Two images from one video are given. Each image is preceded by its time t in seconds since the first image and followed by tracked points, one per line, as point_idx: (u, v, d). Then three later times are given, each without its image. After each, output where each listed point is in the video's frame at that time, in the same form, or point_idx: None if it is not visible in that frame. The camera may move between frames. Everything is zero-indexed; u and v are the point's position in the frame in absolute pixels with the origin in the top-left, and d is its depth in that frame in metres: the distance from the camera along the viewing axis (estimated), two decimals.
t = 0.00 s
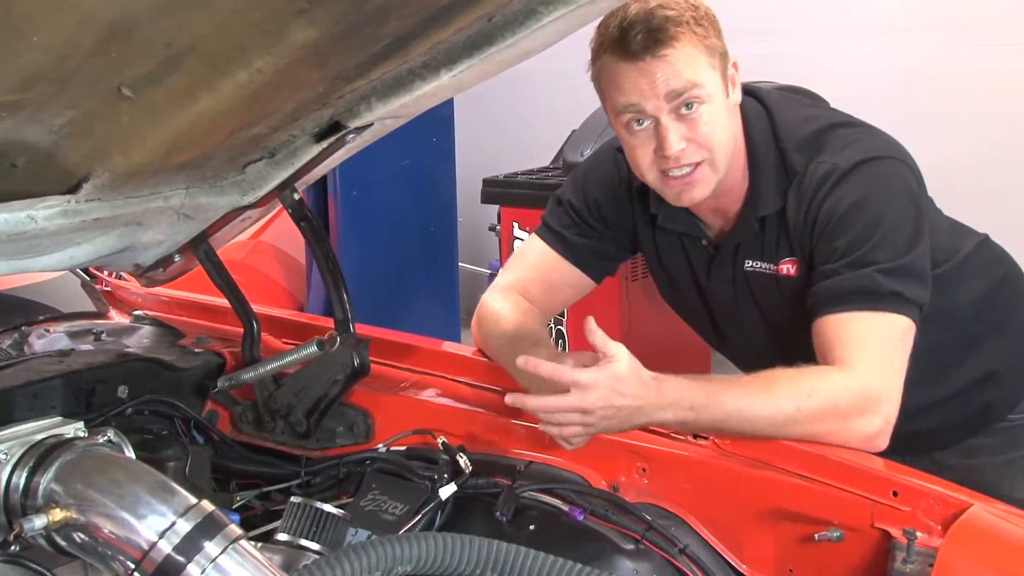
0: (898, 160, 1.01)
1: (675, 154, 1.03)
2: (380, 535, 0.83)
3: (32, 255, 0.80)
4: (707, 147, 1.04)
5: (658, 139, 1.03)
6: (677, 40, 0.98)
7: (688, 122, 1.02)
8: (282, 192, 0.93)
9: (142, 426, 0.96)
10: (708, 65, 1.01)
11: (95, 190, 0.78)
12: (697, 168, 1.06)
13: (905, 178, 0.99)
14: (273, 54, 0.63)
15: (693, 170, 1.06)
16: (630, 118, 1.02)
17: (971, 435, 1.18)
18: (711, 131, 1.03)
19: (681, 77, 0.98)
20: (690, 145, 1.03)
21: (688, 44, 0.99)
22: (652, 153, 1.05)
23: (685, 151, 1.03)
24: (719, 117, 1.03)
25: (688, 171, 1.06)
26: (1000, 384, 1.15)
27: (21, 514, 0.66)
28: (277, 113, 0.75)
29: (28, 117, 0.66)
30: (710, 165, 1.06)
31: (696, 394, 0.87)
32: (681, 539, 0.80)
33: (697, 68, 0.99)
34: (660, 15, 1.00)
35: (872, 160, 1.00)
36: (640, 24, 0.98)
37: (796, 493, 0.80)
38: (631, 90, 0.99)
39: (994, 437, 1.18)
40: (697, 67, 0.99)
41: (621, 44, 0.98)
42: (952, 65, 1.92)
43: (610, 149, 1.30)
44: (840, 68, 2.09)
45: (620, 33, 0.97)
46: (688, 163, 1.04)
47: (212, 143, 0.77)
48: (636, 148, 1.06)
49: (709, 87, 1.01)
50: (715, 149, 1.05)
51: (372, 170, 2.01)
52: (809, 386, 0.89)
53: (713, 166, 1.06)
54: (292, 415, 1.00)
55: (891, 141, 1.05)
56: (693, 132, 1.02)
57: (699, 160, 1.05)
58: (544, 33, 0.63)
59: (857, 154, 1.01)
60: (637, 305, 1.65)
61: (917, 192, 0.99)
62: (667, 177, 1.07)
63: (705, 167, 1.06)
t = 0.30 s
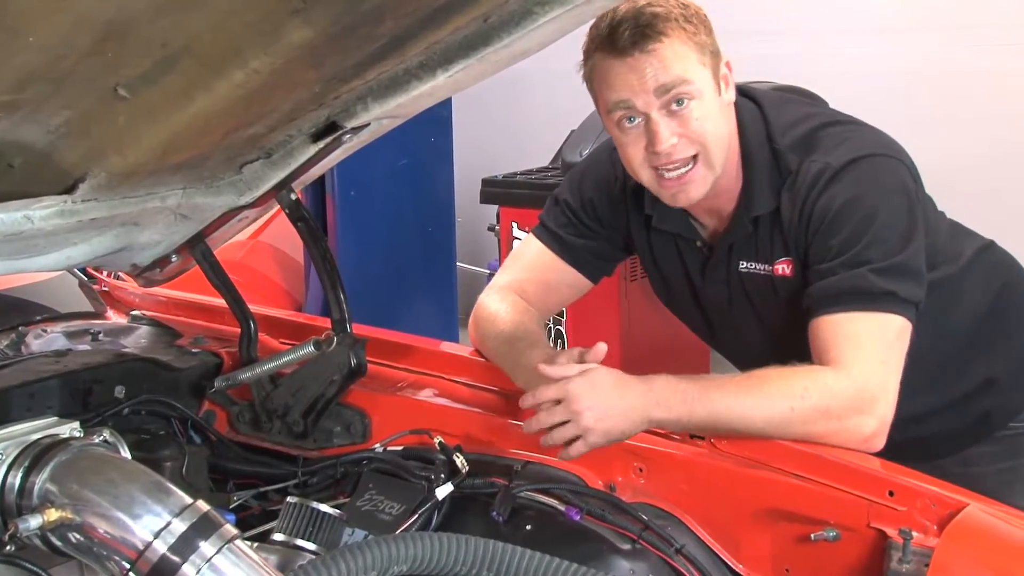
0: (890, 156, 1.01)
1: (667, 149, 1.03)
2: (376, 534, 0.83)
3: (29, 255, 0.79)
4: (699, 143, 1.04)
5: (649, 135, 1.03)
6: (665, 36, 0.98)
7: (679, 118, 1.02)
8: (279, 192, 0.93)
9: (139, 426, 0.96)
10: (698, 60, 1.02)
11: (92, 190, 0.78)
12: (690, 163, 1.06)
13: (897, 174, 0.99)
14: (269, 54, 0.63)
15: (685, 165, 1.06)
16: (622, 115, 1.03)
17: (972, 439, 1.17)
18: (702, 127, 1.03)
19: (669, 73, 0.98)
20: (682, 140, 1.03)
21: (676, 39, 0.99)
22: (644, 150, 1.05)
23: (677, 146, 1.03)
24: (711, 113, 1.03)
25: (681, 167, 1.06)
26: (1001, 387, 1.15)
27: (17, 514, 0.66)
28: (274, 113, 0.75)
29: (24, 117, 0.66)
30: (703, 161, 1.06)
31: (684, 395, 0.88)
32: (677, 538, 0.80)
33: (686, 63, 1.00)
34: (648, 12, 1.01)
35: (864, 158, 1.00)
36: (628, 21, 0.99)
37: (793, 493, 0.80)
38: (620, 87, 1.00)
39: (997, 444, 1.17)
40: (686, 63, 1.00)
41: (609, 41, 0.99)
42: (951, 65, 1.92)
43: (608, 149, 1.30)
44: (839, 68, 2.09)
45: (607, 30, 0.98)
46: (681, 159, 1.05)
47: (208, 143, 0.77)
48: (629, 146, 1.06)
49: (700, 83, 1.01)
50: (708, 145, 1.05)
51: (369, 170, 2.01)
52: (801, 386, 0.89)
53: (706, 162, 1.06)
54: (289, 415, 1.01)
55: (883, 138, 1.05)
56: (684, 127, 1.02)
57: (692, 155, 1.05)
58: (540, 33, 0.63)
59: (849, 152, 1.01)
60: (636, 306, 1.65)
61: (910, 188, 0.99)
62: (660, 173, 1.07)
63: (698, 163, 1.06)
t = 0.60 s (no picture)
0: (895, 156, 1.01)
1: (671, 137, 1.03)
2: (372, 534, 0.83)
3: (25, 255, 0.79)
4: (703, 129, 1.04)
5: (653, 125, 1.03)
6: (662, 24, 0.99)
7: (681, 105, 1.02)
8: (276, 192, 0.93)
9: (136, 426, 0.96)
10: (696, 49, 1.03)
11: (89, 190, 0.78)
12: (695, 151, 1.05)
13: (901, 173, 0.99)
14: (265, 54, 0.62)
15: (691, 153, 1.05)
16: (625, 107, 1.03)
17: (974, 440, 1.17)
18: (705, 113, 1.03)
19: (669, 60, 0.99)
20: (686, 127, 1.03)
21: (673, 28, 1.00)
22: (649, 141, 1.05)
23: (681, 133, 1.03)
24: (712, 100, 1.04)
25: (688, 154, 1.05)
26: (1001, 388, 1.15)
27: (12, 514, 0.66)
28: (270, 112, 0.75)
29: (19, 117, 0.66)
30: (708, 148, 1.05)
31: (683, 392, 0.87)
32: (673, 537, 0.80)
33: (684, 50, 1.01)
34: (644, 4, 1.02)
35: (868, 158, 1.00)
36: (625, 12, 1.00)
37: (789, 492, 0.80)
38: (622, 77, 1.00)
39: (1001, 440, 1.17)
40: (685, 50, 1.01)
41: (606, 34, 1.00)
42: (950, 65, 1.92)
43: (612, 154, 1.30)
44: (838, 68, 2.09)
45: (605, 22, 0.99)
46: (686, 145, 1.04)
47: (205, 143, 0.77)
48: (634, 140, 1.06)
49: (700, 70, 1.02)
50: (713, 130, 1.05)
51: (368, 169, 2.01)
52: (802, 385, 0.88)
53: (712, 149, 1.05)
54: (286, 415, 1.01)
55: (886, 138, 1.05)
56: (687, 115, 1.02)
57: (697, 142, 1.04)
58: (536, 33, 0.63)
59: (853, 153, 1.01)
60: (636, 305, 1.66)
61: (915, 186, 0.99)
62: (667, 164, 1.06)
63: (704, 150, 1.05)
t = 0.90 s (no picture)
0: (891, 154, 1.01)
1: (667, 136, 1.03)
2: (369, 534, 0.83)
3: (22, 255, 0.79)
4: (698, 129, 1.04)
5: (649, 123, 1.03)
6: (660, 22, 1.00)
7: (677, 104, 1.02)
8: (273, 192, 0.93)
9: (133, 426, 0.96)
10: (693, 47, 1.03)
11: (85, 190, 0.78)
12: (691, 151, 1.05)
13: (897, 171, 0.99)
14: (260, 55, 0.62)
15: (686, 153, 1.05)
16: (620, 104, 1.03)
17: (971, 441, 1.17)
18: (701, 113, 1.03)
19: (666, 58, 0.99)
20: (682, 127, 1.03)
21: (671, 26, 1.01)
22: (645, 140, 1.05)
23: (677, 133, 1.03)
24: (708, 100, 1.04)
25: (683, 155, 1.05)
26: (998, 389, 1.15)
27: (7, 514, 0.66)
28: (267, 113, 0.75)
29: (14, 118, 0.66)
30: (703, 149, 1.05)
31: (685, 396, 0.87)
32: (671, 538, 0.80)
33: (682, 49, 1.01)
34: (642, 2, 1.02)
35: (864, 156, 1.00)
36: (623, 9, 1.00)
37: (785, 492, 0.80)
38: (618, 74, 1.00)
39: (998, 441, 1.17)
40: (682, 49, 1.01)
41: (604, 30, 1.00)
42: (950, 65, 1.92)
43: (608, 154, 1.31)
44: (838, 68, 2.09)
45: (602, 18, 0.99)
46: (682, 145, 1.04)
47: (201, 143, 0.77)
48: (629, 138, 1.06)
49: (696, 69, 1.02)
50: (708, 131, 1.05)
51: (366, 169, 2.01)
52: (801, 389, 0.89)
53: (707, 150, 1.05)
54: (283, 415, 1.01)
55: (883, 136, 1.05)
56: (683, 114, 1.02)
57: (693, 142, 1.04)
58: (532, 32, 0.63)
59: (849, 151, 1.01)
60: (633, 307, 1.66)
61: (911, 184, 0.99)
62: (662, 164, 1.06)
63: (699, 151, 1.05)
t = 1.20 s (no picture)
0: (887, 152, 1.01)
1: (665, 137, 1.03)
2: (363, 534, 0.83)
3: (17, 255, 0.79)
4: (696, 131, 1.04)
5: (647, 124, 1.03)
6: (658, 23, 1.00)
7: (675, 105, 1.02)
8: (269, 192, 0.93)
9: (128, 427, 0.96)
10: (691, 49, 1.03)
11: (80, 190, 0.78)
12: (688, 152, 1.05)
13: (893, 170, 0.99)
14: (255, 55, 0.62)
15: (684, 155, 1.05)
16: (618, 105, 1.03)
17: (966, 443, 1.17)
18: (698, 114, 1.03)
19: (664, 59, 0.99)
20: (680, 128, 1.03)
21: (669, 27, 1.01)
22: (642, 141, 1.05)
23: (675, 134, 1.03)
24: (705, 101, 1.04)
25: (679, 156, 1.05)
26: (993, 392, 1.16)
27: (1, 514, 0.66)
28: (262, 113, 0.74)
29: (7, 118, 0.66)
30: (700, 151, 1.05)
31: (679, 398, 0.87)
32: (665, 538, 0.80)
33: (680, 50, 1.01)
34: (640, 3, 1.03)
35: (860, 154, 1.00)
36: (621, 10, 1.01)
37: (780, 492, 0.80)
38: (616, 75, 1.00)
39: (993, 443, 1.18)
40: (680, 50, 1.01)
41: (602, 31, 1.00)
42: (950, 65, 1.92)
43: (602, 153, 1.30)
44: (838, 68, 2.09)
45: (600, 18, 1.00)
46: (679, 147, 1.04)
47: (196, 144, 0.77)
48: (626, 139, 1.06)
49: (694, 70, 1.02)
50: (706, 133, 1.05)
51: (363, 171, 2.01)
52: (794, 391, 0.89)
53: (704, 152, 1.05)
54: (279, 415, 1.01)
55: (880, 135, 1.05)
56: (681, 116, 1.02)
57: (690, 144, 1.04)
58: (527, 32, 0.63)
59: (845, 149, 1.01)
60: (632, 307, 1.65)
61: (907, 183, 0.99)
62: (659, 165, 1.06)
63: (696, 153, 1.05)
